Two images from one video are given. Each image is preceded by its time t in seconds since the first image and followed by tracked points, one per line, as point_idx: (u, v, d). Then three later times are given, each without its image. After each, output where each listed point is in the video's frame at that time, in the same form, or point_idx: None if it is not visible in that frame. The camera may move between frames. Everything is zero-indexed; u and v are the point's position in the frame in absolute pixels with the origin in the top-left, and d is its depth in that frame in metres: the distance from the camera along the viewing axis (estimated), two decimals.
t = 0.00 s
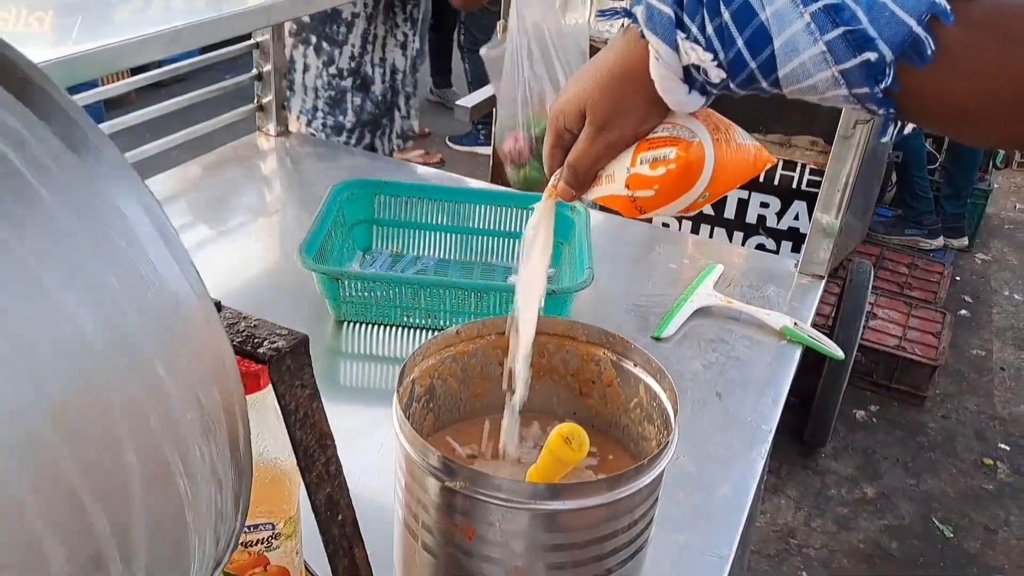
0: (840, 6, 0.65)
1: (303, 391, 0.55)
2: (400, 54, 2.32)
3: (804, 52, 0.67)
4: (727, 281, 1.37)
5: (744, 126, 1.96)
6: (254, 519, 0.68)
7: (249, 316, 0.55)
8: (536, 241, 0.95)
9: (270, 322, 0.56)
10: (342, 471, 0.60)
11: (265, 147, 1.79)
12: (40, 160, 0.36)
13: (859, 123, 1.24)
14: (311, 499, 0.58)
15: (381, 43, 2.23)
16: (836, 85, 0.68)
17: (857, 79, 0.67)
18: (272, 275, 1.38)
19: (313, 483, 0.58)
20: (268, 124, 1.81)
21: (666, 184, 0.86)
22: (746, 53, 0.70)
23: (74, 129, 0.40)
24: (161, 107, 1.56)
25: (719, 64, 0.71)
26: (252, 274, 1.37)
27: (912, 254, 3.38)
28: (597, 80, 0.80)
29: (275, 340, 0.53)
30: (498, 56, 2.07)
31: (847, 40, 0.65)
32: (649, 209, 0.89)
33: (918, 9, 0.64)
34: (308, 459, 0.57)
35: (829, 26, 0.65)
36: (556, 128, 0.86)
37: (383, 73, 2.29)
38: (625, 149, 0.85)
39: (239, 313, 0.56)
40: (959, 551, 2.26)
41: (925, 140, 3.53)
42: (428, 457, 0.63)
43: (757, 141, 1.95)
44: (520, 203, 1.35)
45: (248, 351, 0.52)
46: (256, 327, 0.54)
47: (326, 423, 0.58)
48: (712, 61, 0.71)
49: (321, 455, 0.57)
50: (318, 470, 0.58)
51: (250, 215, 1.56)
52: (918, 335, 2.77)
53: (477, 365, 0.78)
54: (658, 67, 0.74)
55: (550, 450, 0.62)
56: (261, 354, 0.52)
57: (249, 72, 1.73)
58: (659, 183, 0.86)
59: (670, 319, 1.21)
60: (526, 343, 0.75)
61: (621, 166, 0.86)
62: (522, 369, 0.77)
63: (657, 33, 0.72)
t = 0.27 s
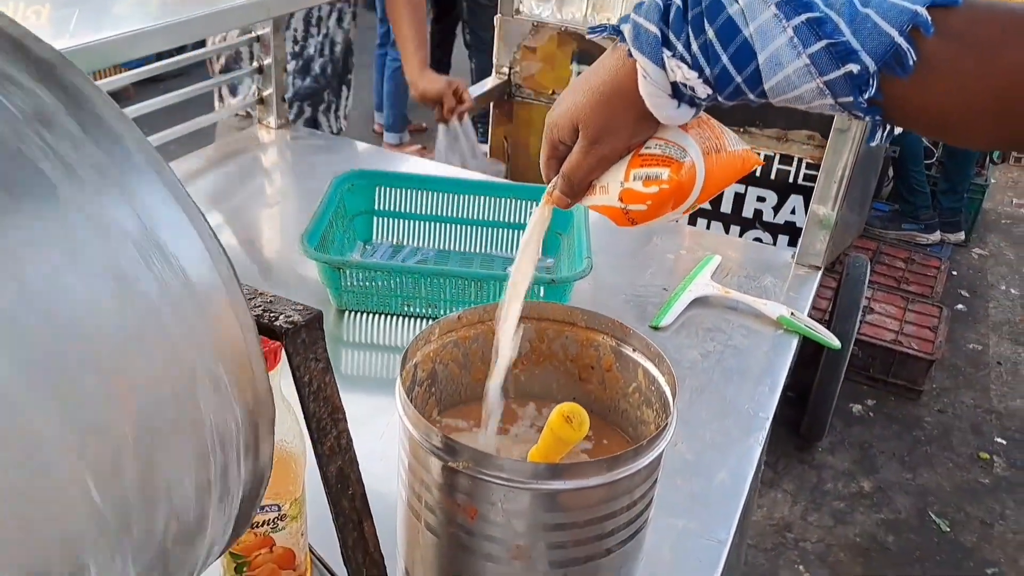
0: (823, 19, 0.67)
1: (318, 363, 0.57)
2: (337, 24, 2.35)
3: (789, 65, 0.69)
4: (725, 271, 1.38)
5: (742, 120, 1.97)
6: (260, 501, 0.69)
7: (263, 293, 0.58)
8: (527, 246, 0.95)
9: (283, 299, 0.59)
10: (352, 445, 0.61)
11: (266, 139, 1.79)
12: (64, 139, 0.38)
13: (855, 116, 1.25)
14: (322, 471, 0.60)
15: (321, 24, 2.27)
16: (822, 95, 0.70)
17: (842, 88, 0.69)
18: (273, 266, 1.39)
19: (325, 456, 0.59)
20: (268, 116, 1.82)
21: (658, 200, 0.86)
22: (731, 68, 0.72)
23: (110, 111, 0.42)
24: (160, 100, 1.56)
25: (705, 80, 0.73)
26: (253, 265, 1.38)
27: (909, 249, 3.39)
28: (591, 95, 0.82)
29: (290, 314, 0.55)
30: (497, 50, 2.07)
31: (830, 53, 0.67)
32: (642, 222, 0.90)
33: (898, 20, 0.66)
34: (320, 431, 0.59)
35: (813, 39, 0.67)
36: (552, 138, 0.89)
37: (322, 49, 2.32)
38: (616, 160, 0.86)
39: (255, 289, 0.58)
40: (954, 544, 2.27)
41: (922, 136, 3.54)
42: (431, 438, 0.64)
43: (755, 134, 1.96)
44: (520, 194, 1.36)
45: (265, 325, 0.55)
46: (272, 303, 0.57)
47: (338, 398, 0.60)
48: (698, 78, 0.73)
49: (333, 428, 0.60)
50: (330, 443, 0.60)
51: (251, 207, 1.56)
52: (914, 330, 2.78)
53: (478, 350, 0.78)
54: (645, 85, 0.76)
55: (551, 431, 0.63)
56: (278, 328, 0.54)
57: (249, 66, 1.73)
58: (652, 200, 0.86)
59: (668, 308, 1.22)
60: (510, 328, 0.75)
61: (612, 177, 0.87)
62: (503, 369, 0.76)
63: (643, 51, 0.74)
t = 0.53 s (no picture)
0: (834, 8, 0.66)
1: (315, 365, 0.57)
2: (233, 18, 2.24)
3: (799, 57, 0.68)
4: (725, 267, 1.38)
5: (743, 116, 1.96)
6: (262, 497, 0.69)
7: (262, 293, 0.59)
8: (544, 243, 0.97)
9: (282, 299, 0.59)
10: (351, 445, 0.61)
11: (267, 134, 1.79)
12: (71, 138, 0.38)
13: (857, 111, 1.25)
14: (321, 473, 0.60)
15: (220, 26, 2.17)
16: (833, 85, 0.70)
17: (854, 79, 0.68)
18: (274, 261, 1.38)
19: (323, 457, 0.59)
20: (269, 111, 1.81)
21: (670, 197, 0.88)
22: (742, 61, 0.71)
23: (115, 115, 0.43)
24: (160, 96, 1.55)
25: (717, 73, 0.74)
26: (253, 261, 1.38)
27: (908, 245, 3.39)
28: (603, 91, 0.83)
29: (288, 315, 0.56)
30: (497, 44, 2.07)
31: (842, 43, 0.66)
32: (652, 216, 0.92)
33: (911, 9, 0.64)
34: (319, 432, 0.59)
35: (823, 29, 0.66)
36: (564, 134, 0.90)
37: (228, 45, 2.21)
38: (629, 155, 0.87)
39: (254, 289, 0.59)
40: (953, 540, 2.28)
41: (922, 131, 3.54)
42: (433, 434, 0.64)
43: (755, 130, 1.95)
44: (521, 189, 1.36)
45: (262, 326, 0.55)
46: (269, 303, 0.57)
47: (336, 399, 0.60)
48: (708, 71, 0.74)
49: (331, 429, 0.60)
50: (329, 444, 0.60)
51: (252, 202, 1.56)
52: (913, 325, 2.78)
53: (479, 346, 0.78)
54: (656, 77, 0.78)
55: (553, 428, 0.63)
56: (276, 328, 0.55)
57: (251, 60, 1.73)
58: (664, 196, 0.88)
59: (669, 304, 1.23)
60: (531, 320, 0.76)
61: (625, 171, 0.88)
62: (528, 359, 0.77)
63: (654, 45, 0.75)
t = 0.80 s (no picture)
0: (848, 6, 0.62)
1: (286, 390, 0.58)
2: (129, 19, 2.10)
3: (811, 56, 0.65)
4: (723, 270, 1.37)
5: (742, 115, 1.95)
6: (247, 512, 0.68)
7: (232, 315, 0.59)
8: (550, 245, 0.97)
9: (253, 320, 0.60)
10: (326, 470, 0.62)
11: (263, 136, 1.78)
12: (55, 172, 0.40)
13: (856, 112, 1.25)
14: (294, 498, 0.60)
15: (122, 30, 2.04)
16: (845, 86, 0.66)
17: (867, 79, 0.65)
18: (269, 264, 1.37)
19: (297, 483, 0.60)
20: (265, 112, 1.80)
21: (673, 205, 0.88)
22: (752, 60, 0.68)
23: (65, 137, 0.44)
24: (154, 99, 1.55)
25: (726, 72, 0.70)
26: (248, 262, 1.37)
27: (909, 243, 3.38)
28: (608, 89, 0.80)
29: (255, 340, 0.56)
30: (495, 43, 2.06)
31: (855, 42, 0.63)
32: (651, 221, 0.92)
33: (927, 8, 0.61)
34: (291, 459, 0.59)
35: (836, 28, 0.63)
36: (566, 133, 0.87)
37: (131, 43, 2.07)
38: (633, 158, 0.86)
39: (223, 310, 0.60)
40: (953, 540, 2.27)
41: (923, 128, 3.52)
42: (421, 449, 0.63)
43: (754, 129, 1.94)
44: (517, 192, 1.34)
45: (228, 351, 0.56)
46: (236, 326, 0.58)
47: (309, 423, 0.60)
48: (717, 70, 0.70)
49: (306, 454, 0.60)
50: (302, 470, 0.60)
51: (247, 203, 1.55)
52: (913, 324, 2.78)
53: (470, 355, 0.77)
54: (665, 76, 0.74)
55: (543, 443, 0.62)
56: (242, 354, 0.56)
57: (247, 61, 1.73)
58: (666, 203, 0.88)
59: (666, 309, 1.22)
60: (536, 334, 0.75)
61: (629, 175, 0.87)
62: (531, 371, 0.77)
63: (661, 44, 0.71)
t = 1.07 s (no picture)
0: (835, 78, 0.62)
1: (292, 433, 0.57)
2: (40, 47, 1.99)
3: (800, 128, 0.64)
4: (724, 287, 1.37)
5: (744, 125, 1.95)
6: (248, 546, 0.68)
7: (237, 356, 0.60)
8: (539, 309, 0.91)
9: (257, 361, 0.61)
10: (332, 510, 0.59)
11: (264, 147, 1.78)
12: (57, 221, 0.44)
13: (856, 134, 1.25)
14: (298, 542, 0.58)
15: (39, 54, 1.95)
16: (836, 154, 0.65)
17: (856, 148, 0.63)
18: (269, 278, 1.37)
19: (301, 524, 0.58)
20: (266, 124, 1.80)
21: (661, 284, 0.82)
22: (741, 132, 0.66)
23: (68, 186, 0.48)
24: (154, 112, 1.55)
25: (716, 145, 0.68)
26: (247, 276, 1.36)
27: (910, 249, 3.37)
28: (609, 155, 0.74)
29: (261, 383, 0.57)
30: (496, 52, 2.05)
31: (844, 112, 0.62)
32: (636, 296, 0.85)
33: (915, 77, 0.60)
34: (297, 500, 0.58)
35: (824, 98, 0.62)
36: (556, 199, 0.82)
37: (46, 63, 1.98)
38: (625, 227, 0.80)
39: (229, 352, 0.61)
40: (954, 549, 2.27)
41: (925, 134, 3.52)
42: (423, 490, 0.62)
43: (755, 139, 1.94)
44: (518, 209, 1.35)
45: (235, 393, 0.57)
46: (242, 367, 0.59)
47: (315, 463, 0.59)
48: (707, 144, 0.67)
49: (310, 495, 0.58)
50: (307, 510, 0.58)
51: (247, 216, 1.54)
52: (914, 331, 2.80)
53: (473, 387, 0.77)
54: (653, 153, 0.70)
55: (545, 486, 0.62)
56: (248, 397, 0.56)
57: (247, 72, 1.72)
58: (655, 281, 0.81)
59: (666, 328, 1.22)
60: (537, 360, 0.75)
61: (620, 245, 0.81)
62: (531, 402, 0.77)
63: (648, 117, 0.68)
